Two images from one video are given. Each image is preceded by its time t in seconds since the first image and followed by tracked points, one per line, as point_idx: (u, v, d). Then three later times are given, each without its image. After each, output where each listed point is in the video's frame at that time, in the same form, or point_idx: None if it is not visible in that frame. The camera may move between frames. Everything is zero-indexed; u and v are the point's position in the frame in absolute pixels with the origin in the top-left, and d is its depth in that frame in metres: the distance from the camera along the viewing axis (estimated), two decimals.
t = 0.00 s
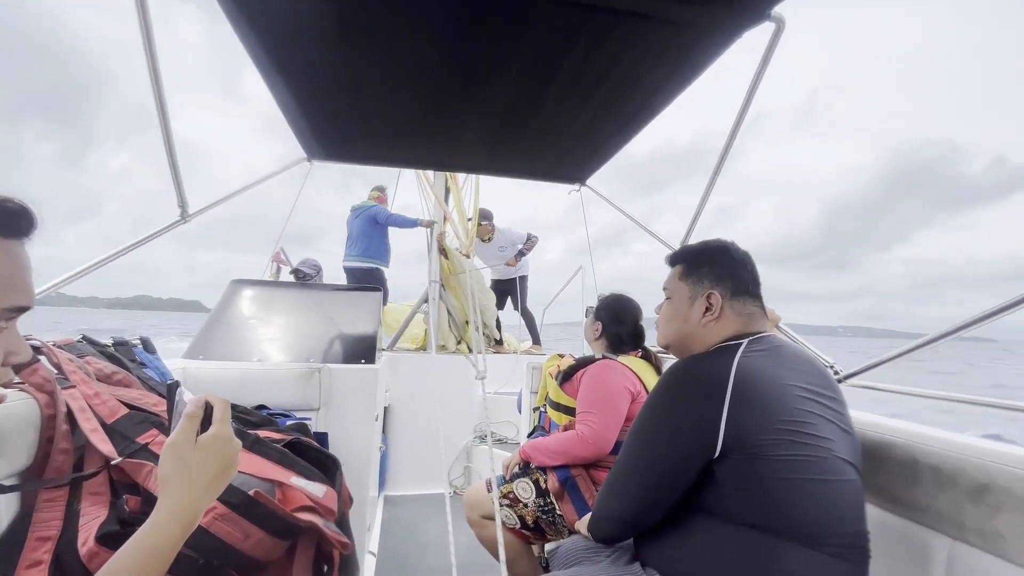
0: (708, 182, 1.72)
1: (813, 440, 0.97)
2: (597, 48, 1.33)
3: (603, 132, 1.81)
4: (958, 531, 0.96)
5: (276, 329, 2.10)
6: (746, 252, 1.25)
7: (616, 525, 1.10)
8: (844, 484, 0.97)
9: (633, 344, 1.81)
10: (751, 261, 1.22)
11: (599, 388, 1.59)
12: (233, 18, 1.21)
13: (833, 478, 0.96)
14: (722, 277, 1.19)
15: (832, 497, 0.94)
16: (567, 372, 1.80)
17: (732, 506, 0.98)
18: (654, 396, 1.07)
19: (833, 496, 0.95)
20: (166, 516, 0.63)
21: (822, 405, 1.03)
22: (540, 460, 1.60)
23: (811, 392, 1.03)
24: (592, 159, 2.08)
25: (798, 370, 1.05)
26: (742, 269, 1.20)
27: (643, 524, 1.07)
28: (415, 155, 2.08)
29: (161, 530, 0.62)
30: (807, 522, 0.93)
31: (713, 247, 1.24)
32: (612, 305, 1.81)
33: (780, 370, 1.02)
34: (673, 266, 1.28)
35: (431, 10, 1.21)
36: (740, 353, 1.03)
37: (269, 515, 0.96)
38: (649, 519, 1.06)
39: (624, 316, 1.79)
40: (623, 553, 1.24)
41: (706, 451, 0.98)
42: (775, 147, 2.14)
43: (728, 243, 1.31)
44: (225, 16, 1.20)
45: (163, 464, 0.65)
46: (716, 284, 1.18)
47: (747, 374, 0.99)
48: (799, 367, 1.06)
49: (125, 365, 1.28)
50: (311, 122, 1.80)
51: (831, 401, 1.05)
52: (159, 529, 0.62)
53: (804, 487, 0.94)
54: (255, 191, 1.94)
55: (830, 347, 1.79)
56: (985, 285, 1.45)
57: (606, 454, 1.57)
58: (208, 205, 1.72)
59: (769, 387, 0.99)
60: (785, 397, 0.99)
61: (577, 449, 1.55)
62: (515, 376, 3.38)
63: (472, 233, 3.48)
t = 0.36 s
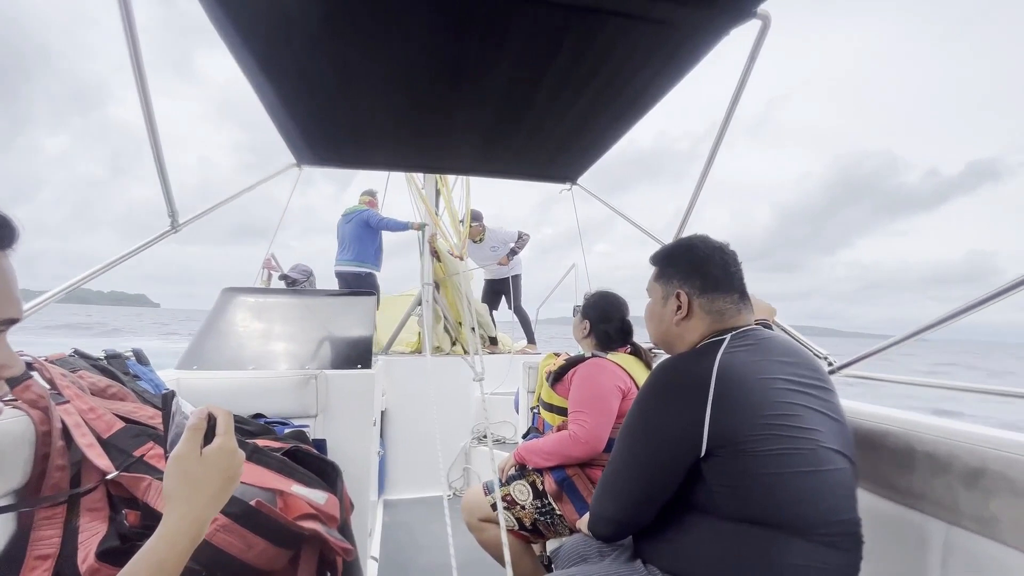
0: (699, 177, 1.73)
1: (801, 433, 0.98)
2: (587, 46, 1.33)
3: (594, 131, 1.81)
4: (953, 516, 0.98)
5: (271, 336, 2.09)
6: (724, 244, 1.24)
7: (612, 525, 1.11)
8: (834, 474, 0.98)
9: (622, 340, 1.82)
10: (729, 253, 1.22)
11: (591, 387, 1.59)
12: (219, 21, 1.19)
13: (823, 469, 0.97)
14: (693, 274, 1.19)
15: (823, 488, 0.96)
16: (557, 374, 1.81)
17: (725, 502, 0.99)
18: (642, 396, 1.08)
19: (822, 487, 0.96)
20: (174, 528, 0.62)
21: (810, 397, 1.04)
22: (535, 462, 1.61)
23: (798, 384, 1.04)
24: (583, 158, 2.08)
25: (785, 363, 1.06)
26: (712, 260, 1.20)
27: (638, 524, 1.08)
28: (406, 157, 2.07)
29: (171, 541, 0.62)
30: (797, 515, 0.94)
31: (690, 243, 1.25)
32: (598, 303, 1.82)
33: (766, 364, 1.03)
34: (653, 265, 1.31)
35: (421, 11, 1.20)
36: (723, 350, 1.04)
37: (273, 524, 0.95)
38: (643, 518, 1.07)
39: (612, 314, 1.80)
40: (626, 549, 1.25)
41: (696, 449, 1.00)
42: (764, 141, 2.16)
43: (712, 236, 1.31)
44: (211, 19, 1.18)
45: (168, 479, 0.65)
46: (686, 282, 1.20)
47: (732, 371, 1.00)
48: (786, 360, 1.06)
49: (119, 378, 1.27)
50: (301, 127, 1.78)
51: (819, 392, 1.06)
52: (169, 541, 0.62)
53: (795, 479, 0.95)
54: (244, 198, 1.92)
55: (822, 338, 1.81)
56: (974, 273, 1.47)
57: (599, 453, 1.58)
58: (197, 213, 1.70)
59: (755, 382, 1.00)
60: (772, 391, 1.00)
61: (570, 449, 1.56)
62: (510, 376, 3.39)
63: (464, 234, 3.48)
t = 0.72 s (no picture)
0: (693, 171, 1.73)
1: (791, 436, 0.98)
2: (582, 39, 1.32)
3: (588, 125, 1.81)
4: (942, 507, 0.99)
5: (264, 331, 2.08)
6: (711, 235, 1.24)
7: (601, 526, 1.11)
8: (824, 477, 0.98)
9: (612, 334, 1.83)
10: (716, 243, 1.22)
11: (581, 381, 1.60)
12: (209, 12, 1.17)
13: (813, 473, 0.97)
14: (680, 265, 1.20)
15: (813, 492, 0.96)
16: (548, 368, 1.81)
17: (717, 503, 0.98)
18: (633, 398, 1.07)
19: (816, 491, 0.96)
20: (163, 523, 0.62)
21: (802, 399, 1.03)
22: (526, 457, 1.61)
23: (790, 386, 1.04)
24: (577, 152, 2.08)
25: (777, 365, 1.05)
26: (693, 248, 1.20)
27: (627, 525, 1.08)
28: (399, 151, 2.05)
29: (160, 535, 0.61)
30: (791, 518, 0.94)
31: (678, 234, 1.25)
32: (586, 298, 1.82)
33: (758, 366, 1.03)
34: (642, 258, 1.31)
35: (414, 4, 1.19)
36: (713, 349, 1.03)
37: (264, 519, 0.95)
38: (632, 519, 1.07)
39: (601, 308, 1.80)
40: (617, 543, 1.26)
41: (687, 451, 0.99)
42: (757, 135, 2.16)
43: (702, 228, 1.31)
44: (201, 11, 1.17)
45: (157, 473, 0.64)
46: (673, 273, 1.20)
47: (724, 374, 1.00)
48: (779, 361, 1.06)
49: (109, 374, 1.26)
50: (293, 120, 1.77)
51: (811, 394, 1.06)
52: (157, 535, 0.61)
53: (786, 484, 0.95)
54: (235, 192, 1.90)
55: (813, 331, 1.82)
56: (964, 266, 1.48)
57: (589, 446, 1.58)
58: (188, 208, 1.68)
59: (746, 384, 1.00)
60: (764, 394, 1.00)
61: (560, 443, 1.56)
62: (505, 371, 3.39)
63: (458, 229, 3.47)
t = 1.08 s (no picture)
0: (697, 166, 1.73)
1: (806, 440, 0.98)
2: (588, 31, 1.31)
3: (593, 118, 1.80)
4: (943, 502, 1.00)
5: (265, 321, 2.07)
6: (704, 230, 1.23)
7: (623, 536, 1.11)
8: (839, 478, 0.99)
9: (611, 328, 1.82)
10: (710, 238, 1.21)
11: (581, 374, 1.60)
12: None
13: (828, 475, 0.98)
14: (673, 263, 1.19)
15: (828, 494, 0.96)
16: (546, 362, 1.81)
17: (728, 505, 0.99)
18: (645, 407, 1.05)
19: (829, 495, 0.97)
20: (169, 507, 0.62)
21: (812, 399, 1.03)
22: (526, 450, 1.61)
23: (800, 386, 1.03)
24: (581, 146, 2.07)
25: (786, 364, 1.04)
26: (683, 244, 1.20)
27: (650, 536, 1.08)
28: (402, 142, 2.04)
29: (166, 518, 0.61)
30: (805, 523, 0.95)
31: (671, 230, 1.24)
32: (586, 291, 1.83)
33: (768, 367, 1.02)
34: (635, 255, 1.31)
35: None
36: (723, 354, 1.02)
37: (267, 505, 0.95)
38: (654, 529, 1.07)
39: (600, 301, 1.80)
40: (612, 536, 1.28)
41: (705, 463, 0.98)
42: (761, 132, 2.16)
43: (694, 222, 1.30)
44: None
45: (165, 457, 0.64)
46: (666, 272, 1.20)
47: (735, 379, 0.98)
48: (787, 360, 1.05)
49: (110, 360, 1.26)
50: (296, 109, 1.76)
51: (821, 394, 1.05)
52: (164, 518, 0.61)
53: (802, 488, 0.95)
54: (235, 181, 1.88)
55: (815, 328, 1.83)
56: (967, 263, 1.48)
57: (590, 439, 1.58)
58: (190, 196, 1.67)
59: (758, 388, 0.99)
60: (775, 398, 0.99)
61: (561, 436, 1.56)
62: (504, 365, 3.40)
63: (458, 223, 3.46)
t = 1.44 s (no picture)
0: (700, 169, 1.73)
1: (776, 429, 1.00)
2: (596, 30, 1.32)
3: (598, 117, 1.80)
4: (939, 505, 1.02)
5: (265, 311, 2.07)
6: (667, 234, 1.24)
7: (623, 568, 1.03)
8: (812, 466, 1.00)
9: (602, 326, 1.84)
10: (674, 243, 1.22)
11: (573, 372, 1.61)
12: None
13: (800, 463, 0.99)
14: (637, 269, 1.21)
15: (803, 481, 0.98)
16: (539, 361, 1.82)
17: (717, 507, 0.99)
18: (622, 414, 1.04)
19: (804, 485, 0.98)
20: (176, 487, 0.62)
21: (776, 389, 1.05)
22: (520, 448, 1.62)
23: (764, 377, 1.05)
24: (585, 145, 2.07)
25: (749, 356, 1.06)
26: (649, 251, 1.21)
27: (652, 564, 1.01)
28: (405, 137, 2.04)
29: (174, 499, 0.61)
30: (786, 513, 0.96)
31: (635, 237, 1.26)
32: (576, 290, 1.84)
33: (732, 359, 1.04)
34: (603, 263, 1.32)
35: None
36: (690, 352, 1.03)
37: (266, 495, 0.95)
38: (655, 555, 1.00)
39: (591, 299, 1.82)
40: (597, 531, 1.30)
41: (687, 464, 0.97)
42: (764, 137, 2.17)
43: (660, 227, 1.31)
44: None
45: (171, 440, 0.64)
46: (631, 279, 1.21)
47: (703, 374, 1.00)
48: (749, 351, 1.07)
49: (111, 346, 1.26)
50: (301, 101, 1.75)
51: (785, 384, 1.07)
52: (171, 499, 0.61)
53: (778, 476, 0.97)
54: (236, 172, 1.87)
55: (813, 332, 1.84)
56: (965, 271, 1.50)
57: (583, 436, 1.59)
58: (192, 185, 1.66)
59: (726, 381, 1.00)
60: (742, 390, 1.01)
61: (554, 434, 1.56)
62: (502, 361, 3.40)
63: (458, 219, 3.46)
